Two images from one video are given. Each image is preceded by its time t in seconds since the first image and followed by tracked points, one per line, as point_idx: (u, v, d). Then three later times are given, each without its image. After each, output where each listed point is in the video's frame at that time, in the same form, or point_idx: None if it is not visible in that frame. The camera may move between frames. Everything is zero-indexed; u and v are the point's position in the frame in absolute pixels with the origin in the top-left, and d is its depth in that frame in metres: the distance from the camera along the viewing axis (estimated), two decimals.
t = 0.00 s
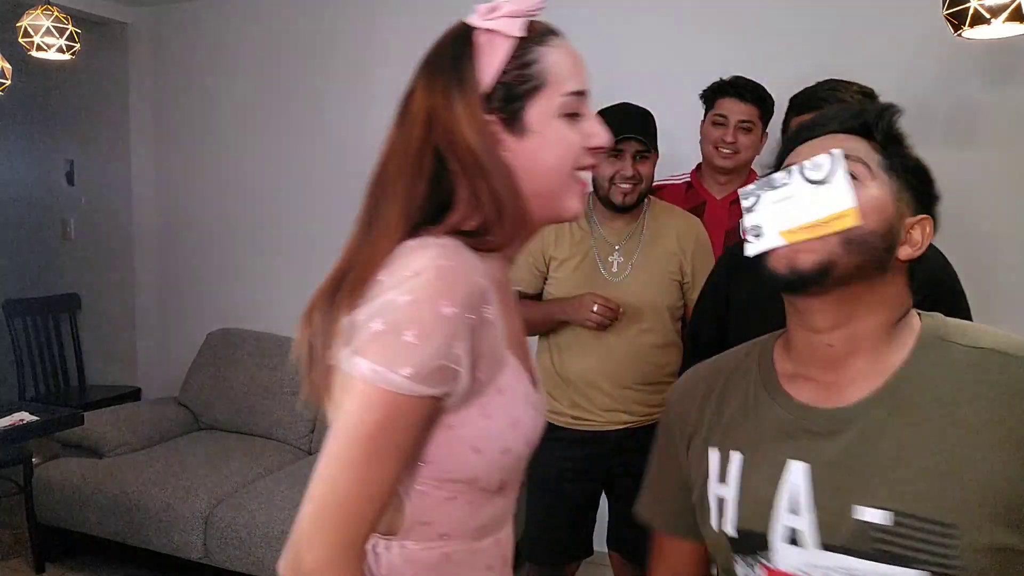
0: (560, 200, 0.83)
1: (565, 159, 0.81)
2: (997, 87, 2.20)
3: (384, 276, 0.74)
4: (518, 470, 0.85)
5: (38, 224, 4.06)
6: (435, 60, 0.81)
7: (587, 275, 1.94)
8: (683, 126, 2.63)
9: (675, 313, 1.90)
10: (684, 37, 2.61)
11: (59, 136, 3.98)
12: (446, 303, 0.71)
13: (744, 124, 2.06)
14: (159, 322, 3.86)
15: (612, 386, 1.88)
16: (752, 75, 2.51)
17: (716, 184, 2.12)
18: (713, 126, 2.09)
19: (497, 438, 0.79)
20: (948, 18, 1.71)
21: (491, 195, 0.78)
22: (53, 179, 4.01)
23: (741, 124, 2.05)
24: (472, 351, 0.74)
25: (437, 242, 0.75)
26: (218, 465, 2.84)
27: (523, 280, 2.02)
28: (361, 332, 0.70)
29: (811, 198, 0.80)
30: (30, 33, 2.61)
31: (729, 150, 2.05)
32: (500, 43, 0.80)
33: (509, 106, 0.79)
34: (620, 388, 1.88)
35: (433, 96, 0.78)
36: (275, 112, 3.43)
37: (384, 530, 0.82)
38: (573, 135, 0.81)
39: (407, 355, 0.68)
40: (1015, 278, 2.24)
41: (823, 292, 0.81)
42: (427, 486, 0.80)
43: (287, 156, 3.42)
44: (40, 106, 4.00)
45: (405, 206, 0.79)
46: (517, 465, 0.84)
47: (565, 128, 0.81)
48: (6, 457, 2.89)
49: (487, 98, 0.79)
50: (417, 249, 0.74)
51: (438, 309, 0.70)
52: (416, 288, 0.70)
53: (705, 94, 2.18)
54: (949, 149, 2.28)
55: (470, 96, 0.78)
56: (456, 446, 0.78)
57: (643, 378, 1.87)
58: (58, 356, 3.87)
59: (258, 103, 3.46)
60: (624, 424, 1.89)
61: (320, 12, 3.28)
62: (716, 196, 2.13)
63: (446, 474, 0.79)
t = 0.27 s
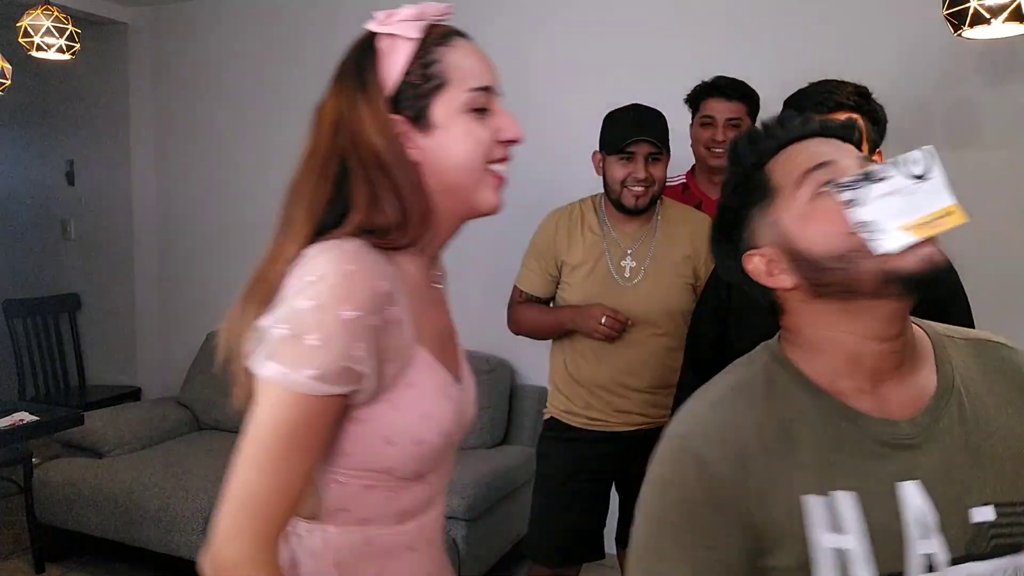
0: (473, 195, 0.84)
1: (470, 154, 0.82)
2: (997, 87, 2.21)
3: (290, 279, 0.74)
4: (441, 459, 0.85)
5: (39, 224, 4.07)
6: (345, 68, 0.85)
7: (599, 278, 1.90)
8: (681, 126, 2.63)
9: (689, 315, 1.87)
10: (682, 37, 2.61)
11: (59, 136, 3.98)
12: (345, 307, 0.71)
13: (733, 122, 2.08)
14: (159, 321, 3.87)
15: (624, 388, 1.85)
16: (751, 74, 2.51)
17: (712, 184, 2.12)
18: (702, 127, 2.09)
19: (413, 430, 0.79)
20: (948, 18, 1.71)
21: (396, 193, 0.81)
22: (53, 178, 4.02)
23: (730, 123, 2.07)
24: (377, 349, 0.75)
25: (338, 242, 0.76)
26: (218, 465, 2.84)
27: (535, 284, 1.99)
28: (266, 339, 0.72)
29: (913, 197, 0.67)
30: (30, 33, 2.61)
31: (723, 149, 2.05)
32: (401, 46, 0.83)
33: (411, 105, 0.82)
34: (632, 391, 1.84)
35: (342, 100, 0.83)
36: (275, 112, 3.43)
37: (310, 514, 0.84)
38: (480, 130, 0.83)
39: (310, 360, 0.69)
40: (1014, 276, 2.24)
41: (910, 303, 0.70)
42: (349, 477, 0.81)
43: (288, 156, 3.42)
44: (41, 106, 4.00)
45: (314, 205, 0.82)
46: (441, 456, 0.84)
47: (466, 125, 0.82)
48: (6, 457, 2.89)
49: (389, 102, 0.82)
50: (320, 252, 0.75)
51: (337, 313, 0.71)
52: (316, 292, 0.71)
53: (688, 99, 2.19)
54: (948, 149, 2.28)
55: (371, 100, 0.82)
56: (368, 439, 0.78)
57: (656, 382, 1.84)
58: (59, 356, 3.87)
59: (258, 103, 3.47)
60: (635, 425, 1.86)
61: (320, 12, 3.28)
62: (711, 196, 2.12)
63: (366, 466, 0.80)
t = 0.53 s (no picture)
0: (418, 174, 0.94)
1: (409, 137, 0.93)
2: (997, 87, 2.20)
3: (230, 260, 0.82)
4: (400, 430, 0.91)
5: (39, 224, 4.07)
6: (292, 64, 0.95)
7: (597, 279, 1.89)
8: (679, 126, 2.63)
9: (684, 313, 1.86)
10: (681, 37, 2.61)
11: (59, 136, 3.98)
12: (269, 282, 0.78)
13: (726, 122, 2.08)
14: (159, 321, 3.87)
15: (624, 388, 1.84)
16: (749, 74, 2.51)
17: (709, 185, 2.11)
18: (697, 128, 2.09)
19: (362, 398, 0.87)
20: (948, 17, 1.70)
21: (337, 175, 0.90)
22: (53, 178, 4.01)
23: (724, 123, 2.07)
24: (311, 323, 0.82)
25: (276, 224, 0.84)
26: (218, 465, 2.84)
27: (531, 285, 1.99)
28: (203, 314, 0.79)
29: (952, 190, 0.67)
30: (30, 33, 2.61)
31: (719, 149, 2.05)
32: (343, 39, 0.94)
33: (353, 93, 0.93)
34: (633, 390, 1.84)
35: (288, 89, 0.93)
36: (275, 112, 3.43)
37: (272, 486, 0.91)
38: (418, 115, 0.93)
39: (234, 330, 0.76)
40: (1012, 277, 2.24)
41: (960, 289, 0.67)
42: (307, 448, 0.88)
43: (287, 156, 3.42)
44: (41, 106, 4.00)
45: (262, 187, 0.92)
46: (395, 427, 0.90)
47: (403, 109, 0.93)
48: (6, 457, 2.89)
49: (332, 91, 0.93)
50: (257, 235, 0.82)
51: (263, 287, 0.78)
52: (247, 270, 0.78)
53: (680, 101, 2.19)
54: (948, 149, 2.28)
55: (314, 88, 0.92)
56: (318, 407, 0.86)
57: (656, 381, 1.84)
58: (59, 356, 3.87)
59: (258, 103, 3.47)
60: (632, 424, 1.84)
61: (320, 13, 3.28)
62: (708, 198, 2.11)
63: (320, 435, 0.87)
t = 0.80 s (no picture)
0: (448, 187, 0.97)
1: (440, 152, 0.95)
2: (997, 87, 2.20)
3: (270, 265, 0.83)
4: (426, 432, 0.94)
5: (39, 224, 4.07)
6: (325, 79, 0.97)
7: (586, 280, 1.88)
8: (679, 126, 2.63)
9: (672, 313, 1.91)
10: (681, 38, 2.61)
11: (59, 136, 3.98)
12: (314, 289, 0.80)
13: (729, 123, 2.08)
14: (159, 322, 3.87)
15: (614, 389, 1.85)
16: (749, 74, 2.51)
17: (709, 185, 2.11)
18: (699, 128, 2.10)
19: (394, 402, 0.89)
20: (948, 17, 1.70)
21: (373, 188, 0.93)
22: (53, 178, 4.01)
23: (727, 123, 2.07)
24: (351, 329, 0.84)
25: (317, 233, 0.86)
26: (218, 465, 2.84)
27: (513, 289, 1.95)
28: (244, 315, 0.80)
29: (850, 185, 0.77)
30: (30, 33, 2.61)
31: (720, 150, 2.05)
32: (371, 56, 0.96)
33: (384, 110, 0.95)
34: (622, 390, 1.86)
35: (319, 105, 0.95)
36: (274, 113, 3.43)
37: (302, 482, 0.93)
38: (448, 130, 0.96)
39: (278, 334, 0.77)
40: (1012, 277, 2.24)
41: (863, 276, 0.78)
42: (339, 448, 0.90)
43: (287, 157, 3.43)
44: (41, 106, 4.01)
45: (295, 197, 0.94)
46: (421, 430, 0.93)
47: (433, 125, 0.95)
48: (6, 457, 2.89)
49: (364, 107, 0.95)
50: (298, 243, 0.84)
51: (307, 294, 0.79)
52: (290, 276, 0.80)
53: (685, 98, 2.19)
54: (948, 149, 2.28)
55: (347, 105, 0.94)
56: (352, 410, 0.89)
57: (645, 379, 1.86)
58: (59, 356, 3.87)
59: (257, 104, 3.47)
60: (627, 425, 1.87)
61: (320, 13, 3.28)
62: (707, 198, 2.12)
63: (352, 435, 0.90)
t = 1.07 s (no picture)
0: (503, 206, 0.93)
1: (497, 171, 0.92)
2: (997, 87, 2.21)
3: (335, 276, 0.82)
4: (463, 444, 0.93)
5: (39, 224, 4.06)
6: (381, 99, 0.95)
7: (595, 278, 1.88)
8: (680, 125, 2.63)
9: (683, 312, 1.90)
10: (682, 38, 2.62)
11: (59, 136, 3.98)
12: (385, 309, 0.79)
13: (733, 124, 2.08)
14: (159, 322, 3.87)
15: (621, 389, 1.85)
16: (750, 74, 2.52)
17: (710, 185, 2.12)
18: (702, 128, 2.10)
19: (442, 416, 0.88)
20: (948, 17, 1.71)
21: (428, 206, 0.90)
22: (53, 178, 4.01)
23: (730, 124, 2.07)
24: (413, 347, 0.83)
25: (383, 250, 0.84)
26: (218, 465, 2.84)
27: (522, 288, 1.96)
28: (313, 327, 0.79)
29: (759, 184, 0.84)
30: (31, 33, 2.61)
31: (722, 150, 2.06)
32: (428, 77, 0.93)
33: (440, 130, 0.92)
34: (630, 391, 1.85)
35: (375, 126, 0.93)
36: (274, 113, 3.43)
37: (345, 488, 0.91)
38: (505, 150, 0.93)
39: (351, 353, 0.76)
40: (1012, 277, 2.24)
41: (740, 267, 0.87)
42: (381, 456, 0.88)
43: (287, 157, 3.42)
44: (41, 106, 4.00)
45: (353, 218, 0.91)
46: (462, 441, 0.92)
47: (490, 145, 0.92)
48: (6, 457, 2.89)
49: (421, 127, 0.92)
50: (366, 258, 0.82)
51: (379, 314, 0.78)
52: (362, 294, 0.78)
53: (691, 96, 2.19)
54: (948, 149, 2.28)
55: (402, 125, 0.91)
56: (400, 423, 0.86)
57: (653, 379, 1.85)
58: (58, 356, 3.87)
59: (257, 104, 3.47)
60: (638, 425, 1.86)
61: (320, 13, 3.28)
62: (709, 198, 2.12)
63: (397, 445, 0.88)
